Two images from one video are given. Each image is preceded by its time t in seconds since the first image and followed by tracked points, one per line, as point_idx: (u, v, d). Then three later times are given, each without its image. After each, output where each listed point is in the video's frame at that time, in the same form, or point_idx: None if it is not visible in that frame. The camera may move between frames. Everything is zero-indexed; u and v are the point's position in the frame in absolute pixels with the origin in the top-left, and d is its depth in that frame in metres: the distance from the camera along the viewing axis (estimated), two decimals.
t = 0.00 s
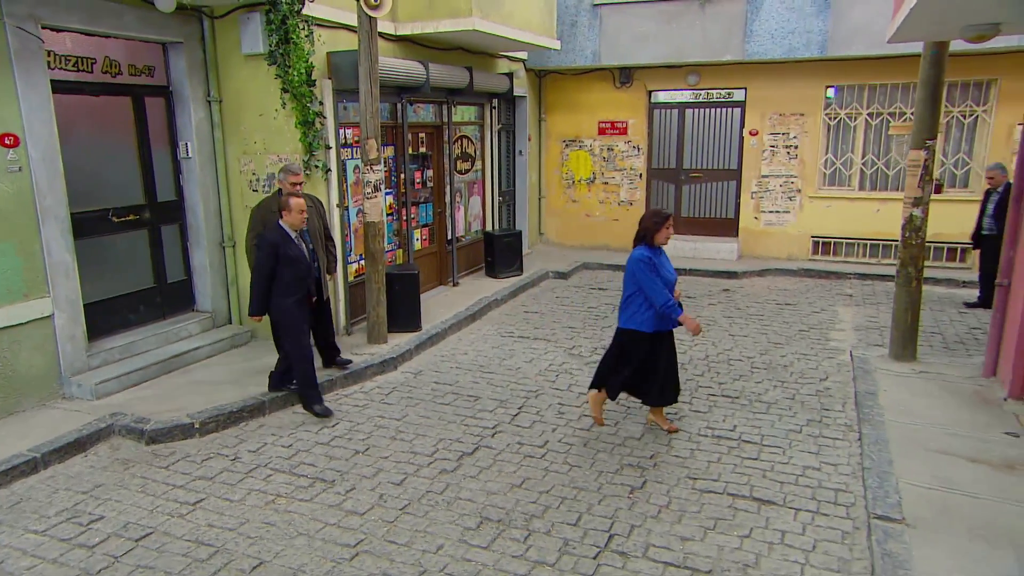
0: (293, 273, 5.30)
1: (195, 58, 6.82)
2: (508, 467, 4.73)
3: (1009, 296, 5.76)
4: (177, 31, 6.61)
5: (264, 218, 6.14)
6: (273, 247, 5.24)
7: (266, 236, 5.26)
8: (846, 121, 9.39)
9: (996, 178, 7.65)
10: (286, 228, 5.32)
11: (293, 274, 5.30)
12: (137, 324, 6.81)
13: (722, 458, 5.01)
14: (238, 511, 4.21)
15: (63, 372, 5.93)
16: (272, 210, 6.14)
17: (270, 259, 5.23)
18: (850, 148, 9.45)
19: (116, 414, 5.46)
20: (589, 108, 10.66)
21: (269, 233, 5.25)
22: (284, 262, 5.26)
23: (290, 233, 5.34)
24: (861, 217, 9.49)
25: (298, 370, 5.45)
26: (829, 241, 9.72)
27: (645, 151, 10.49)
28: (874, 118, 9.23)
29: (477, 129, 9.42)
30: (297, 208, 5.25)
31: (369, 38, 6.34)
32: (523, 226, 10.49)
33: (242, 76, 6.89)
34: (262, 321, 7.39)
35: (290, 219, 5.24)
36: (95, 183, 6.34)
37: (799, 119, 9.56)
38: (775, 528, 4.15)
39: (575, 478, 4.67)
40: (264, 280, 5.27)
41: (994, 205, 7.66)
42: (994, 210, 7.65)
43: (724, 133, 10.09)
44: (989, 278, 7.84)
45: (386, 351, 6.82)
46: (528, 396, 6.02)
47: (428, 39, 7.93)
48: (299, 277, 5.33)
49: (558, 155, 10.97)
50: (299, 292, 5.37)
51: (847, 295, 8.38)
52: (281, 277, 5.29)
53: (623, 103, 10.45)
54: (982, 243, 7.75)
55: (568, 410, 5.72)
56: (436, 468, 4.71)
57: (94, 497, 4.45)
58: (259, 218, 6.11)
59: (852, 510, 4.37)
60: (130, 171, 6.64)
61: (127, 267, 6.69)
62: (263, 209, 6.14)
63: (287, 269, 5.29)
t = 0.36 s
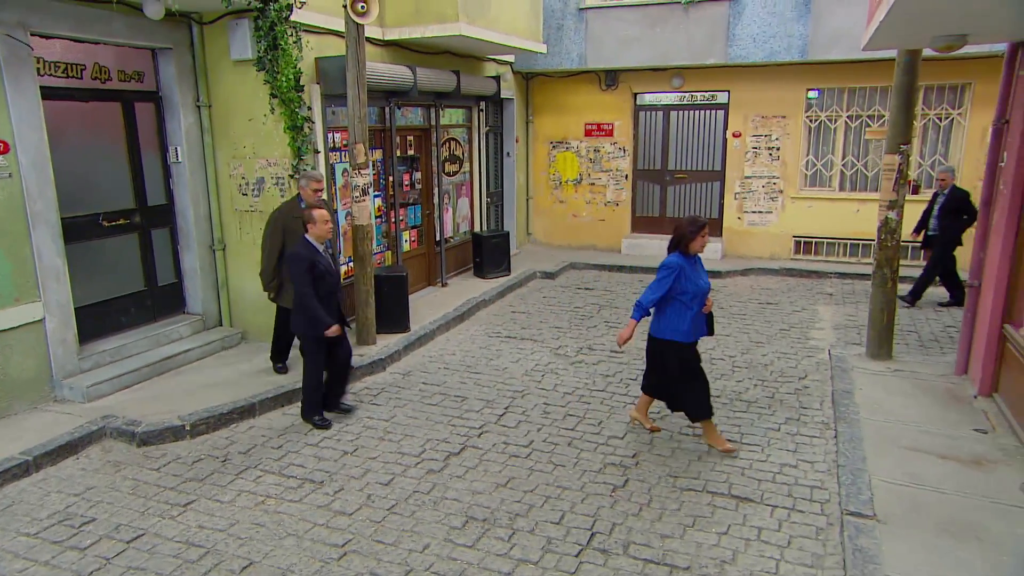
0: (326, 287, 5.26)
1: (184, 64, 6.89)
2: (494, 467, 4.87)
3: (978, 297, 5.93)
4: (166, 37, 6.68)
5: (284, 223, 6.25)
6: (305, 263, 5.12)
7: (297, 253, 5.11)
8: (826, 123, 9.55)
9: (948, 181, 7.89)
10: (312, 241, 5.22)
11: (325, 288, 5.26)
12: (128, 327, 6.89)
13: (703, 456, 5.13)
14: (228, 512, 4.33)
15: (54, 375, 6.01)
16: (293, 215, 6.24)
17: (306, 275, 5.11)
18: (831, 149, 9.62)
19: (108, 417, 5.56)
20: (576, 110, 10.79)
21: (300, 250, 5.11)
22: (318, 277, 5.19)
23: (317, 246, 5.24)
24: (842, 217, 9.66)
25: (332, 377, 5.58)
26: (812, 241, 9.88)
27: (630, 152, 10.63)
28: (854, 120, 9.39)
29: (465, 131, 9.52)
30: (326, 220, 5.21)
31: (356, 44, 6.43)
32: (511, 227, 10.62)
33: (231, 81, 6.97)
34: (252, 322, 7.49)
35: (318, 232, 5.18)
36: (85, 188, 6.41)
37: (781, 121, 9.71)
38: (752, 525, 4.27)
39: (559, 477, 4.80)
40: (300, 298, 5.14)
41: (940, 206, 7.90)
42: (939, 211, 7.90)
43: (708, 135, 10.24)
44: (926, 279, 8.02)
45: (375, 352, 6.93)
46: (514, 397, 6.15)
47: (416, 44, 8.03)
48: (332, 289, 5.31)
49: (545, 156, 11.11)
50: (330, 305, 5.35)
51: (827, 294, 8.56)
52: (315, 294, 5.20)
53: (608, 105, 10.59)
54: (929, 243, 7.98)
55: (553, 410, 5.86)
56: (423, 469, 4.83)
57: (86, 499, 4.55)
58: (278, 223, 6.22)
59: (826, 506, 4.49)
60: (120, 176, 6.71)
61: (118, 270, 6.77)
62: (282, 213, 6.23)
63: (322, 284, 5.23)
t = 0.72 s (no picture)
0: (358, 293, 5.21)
1: (177, 67, 6.95)
2: (483, 466, 4.98)
3: (956, 298, 6.08)
4: (159, 41, 6.74)
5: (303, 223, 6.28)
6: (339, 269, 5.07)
7: (330, 260, 5.08)
8: (812, 124, 9.67)
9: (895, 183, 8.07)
10: (346, 248, 5.15)
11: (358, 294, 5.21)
12: (121, 328, 6.96)
13: (688, 455, 5.25)
14: (221, 513, 4.43)
15: (49, 377, 6.07)
16: (311, 218, 6.28)
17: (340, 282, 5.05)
18: (816, 150, 9.75)
19: (102, 418, 5.64)
20: (566, 110, 10.90)
21: (334, 256, 5.07)
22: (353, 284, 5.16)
23: (350, 254, 5.18)
24: (827, 217, 9.80)
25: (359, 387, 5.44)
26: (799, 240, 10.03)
27: (620, 152, 10.74)
28: (838, 121, 9.52)
29: (456, 132, 9.61)
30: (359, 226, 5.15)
31: (347, 48, 6.49)
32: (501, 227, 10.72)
33: (223, 85, 7.03)
34: (244, 323, 7.57)
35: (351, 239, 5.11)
36: (78, 191, 6.47)
37: (768, 122, 9.84)
38: (735, 523, 4.38)
39: (547, 477, 4.91)
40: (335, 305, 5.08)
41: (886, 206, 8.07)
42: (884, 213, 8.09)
43: (696, 135, 10.36)
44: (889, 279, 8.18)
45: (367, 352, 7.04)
46: (504, 396, 6.26)
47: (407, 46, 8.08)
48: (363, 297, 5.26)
49: (536, 156, 11.21)
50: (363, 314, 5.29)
51: (812, 293, 8.71)
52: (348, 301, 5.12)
53: (598, 106, 10.70)
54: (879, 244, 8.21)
55: (542, 409, 5.97)
56: (414, 469, 4.95)
57: (81, 500, 4.63)
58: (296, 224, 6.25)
59: (807, 503, 4.62)
60: (113, 178, 6.77)
61: (112, 272, 6.84)
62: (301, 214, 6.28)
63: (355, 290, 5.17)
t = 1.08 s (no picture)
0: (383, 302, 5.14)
1: (169, 72, 7.00)
2: (473, 468, 5.09)
3: (936, 300, 6.22)
4: (151, 46, 6.79)
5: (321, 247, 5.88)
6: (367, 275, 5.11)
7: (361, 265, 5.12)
8: (799, 125, 9.80)
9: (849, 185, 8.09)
10: (381, 256, 5.17)
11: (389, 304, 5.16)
12: (115, 331, 7.02)
13: (674, 455, 5.36)
14: (215, 515, 4.52)
15: (44, 380, 6.13)
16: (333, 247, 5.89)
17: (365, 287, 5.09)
18: (802, 151, 9.89)
19: (97, 421, 5.71)
20: (556, 111, 11.00)
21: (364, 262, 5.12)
22: (380, 293, 5.12)
23: (385, 262, 5.18)
24: (814, 217, 9.93)
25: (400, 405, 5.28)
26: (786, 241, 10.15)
27: (610, 153, 10.85)
28: (825, 123, 9.64)
29: (447, 133, 9.69)
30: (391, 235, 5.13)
31: (338, 54, 6.55)
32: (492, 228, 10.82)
33: (216, 89, 7.09)
34: (238, 324, 7.66)
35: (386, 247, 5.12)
36: (72, 195, 6.52)
37: (755, 123, 9.96)
38: (718, 522, 4.50)
39: (536, 477, 5.02)
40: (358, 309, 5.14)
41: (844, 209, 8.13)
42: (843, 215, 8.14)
43: (685, 136, 10.48)
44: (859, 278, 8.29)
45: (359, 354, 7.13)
46: (494, 397, 6.37)
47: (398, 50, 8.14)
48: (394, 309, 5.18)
49: (526, 157, 11.32)
50: (392, 327, 5.20)
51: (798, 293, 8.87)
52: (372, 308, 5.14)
53: (589, 107, 10.81)
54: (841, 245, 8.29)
55: (532, 410, 6.09)
56: (405, 470, 5.06)
57: (76, 503, 4.70)
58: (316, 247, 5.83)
59: (789, 502, 4.74)
60: (107, 182, 6.82)
61: (106, 276, 6.89)
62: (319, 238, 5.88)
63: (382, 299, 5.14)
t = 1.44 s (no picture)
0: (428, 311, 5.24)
1: (162, 75, 7.05)
2: (464, 468, 5.19)
3: (917, 301, 6.36)
4: (143, 50, 6.84)
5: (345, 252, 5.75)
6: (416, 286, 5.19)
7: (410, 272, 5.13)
8: (786, 126, 9.92)
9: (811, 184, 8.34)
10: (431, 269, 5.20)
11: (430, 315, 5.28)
12: (109, 333, 7.07)
13: (661, 455, 5.47)
14: (209, 516, 4.60)
15: (38, 383, 6.17)
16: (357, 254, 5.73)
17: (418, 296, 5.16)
18: (789, 152, 10.01)
19: (91, 423, 5.77)
20: (547, 112, 11.10)
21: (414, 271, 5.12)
22: (426, 302, 5.18)
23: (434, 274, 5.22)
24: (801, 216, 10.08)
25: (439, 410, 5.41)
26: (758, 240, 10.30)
27: (600, 154, 10.97)
28: (811, 124, 9.78)
29: (439, 135, 9.77)
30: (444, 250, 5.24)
31: (329, 58, 6.62)
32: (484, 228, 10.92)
33: (208, 92, 7.15)
34: (231, 325, 7.73)
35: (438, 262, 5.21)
36: (65, 199, 6.56)
37: (743, 124, 10.08)
38: (703, 521, 4.61)
39: (525, 477, 5.13)
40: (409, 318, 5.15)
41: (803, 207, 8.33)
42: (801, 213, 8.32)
43: (674, 137, 10.59)
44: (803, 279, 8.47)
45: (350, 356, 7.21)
46: (484, 397, 6.47)
47: (389, 52, 8.21)
48: (436, 317, 5.29)
49: (518, 157, 11.43)
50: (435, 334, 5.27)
51: (785, 292, 9.05)
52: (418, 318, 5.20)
53: (579, 108, 10.92)
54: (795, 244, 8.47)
55: (521, 410, 6.19)
56: (396, 471, 5.16)
57: (71, 505, 4.78)
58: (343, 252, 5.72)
59: (772, 501, 4.85)
60: (99, 185, 6.87)
61: (100, 278, 6.94)
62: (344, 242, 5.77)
63: (430, 308, 5.23)
